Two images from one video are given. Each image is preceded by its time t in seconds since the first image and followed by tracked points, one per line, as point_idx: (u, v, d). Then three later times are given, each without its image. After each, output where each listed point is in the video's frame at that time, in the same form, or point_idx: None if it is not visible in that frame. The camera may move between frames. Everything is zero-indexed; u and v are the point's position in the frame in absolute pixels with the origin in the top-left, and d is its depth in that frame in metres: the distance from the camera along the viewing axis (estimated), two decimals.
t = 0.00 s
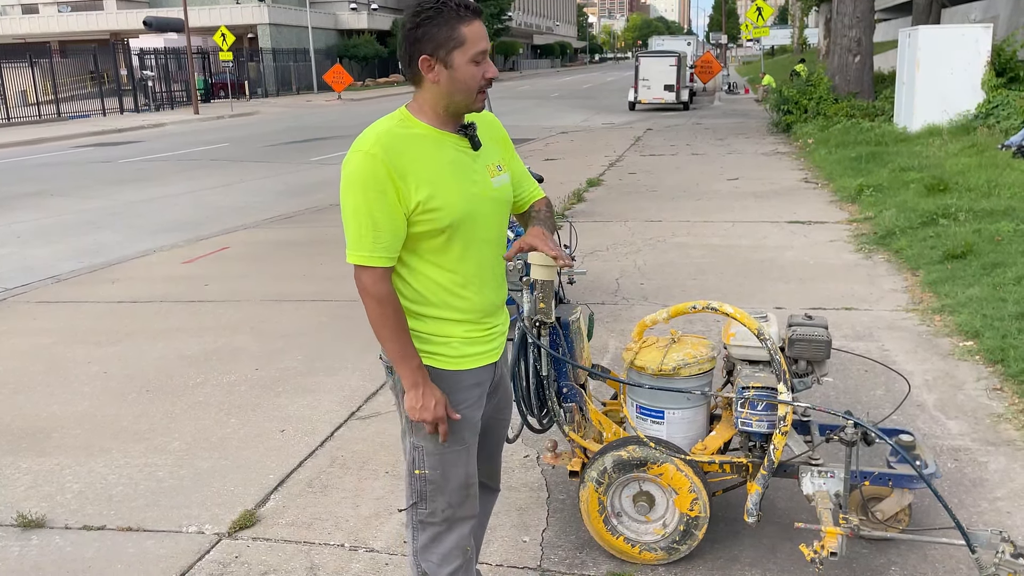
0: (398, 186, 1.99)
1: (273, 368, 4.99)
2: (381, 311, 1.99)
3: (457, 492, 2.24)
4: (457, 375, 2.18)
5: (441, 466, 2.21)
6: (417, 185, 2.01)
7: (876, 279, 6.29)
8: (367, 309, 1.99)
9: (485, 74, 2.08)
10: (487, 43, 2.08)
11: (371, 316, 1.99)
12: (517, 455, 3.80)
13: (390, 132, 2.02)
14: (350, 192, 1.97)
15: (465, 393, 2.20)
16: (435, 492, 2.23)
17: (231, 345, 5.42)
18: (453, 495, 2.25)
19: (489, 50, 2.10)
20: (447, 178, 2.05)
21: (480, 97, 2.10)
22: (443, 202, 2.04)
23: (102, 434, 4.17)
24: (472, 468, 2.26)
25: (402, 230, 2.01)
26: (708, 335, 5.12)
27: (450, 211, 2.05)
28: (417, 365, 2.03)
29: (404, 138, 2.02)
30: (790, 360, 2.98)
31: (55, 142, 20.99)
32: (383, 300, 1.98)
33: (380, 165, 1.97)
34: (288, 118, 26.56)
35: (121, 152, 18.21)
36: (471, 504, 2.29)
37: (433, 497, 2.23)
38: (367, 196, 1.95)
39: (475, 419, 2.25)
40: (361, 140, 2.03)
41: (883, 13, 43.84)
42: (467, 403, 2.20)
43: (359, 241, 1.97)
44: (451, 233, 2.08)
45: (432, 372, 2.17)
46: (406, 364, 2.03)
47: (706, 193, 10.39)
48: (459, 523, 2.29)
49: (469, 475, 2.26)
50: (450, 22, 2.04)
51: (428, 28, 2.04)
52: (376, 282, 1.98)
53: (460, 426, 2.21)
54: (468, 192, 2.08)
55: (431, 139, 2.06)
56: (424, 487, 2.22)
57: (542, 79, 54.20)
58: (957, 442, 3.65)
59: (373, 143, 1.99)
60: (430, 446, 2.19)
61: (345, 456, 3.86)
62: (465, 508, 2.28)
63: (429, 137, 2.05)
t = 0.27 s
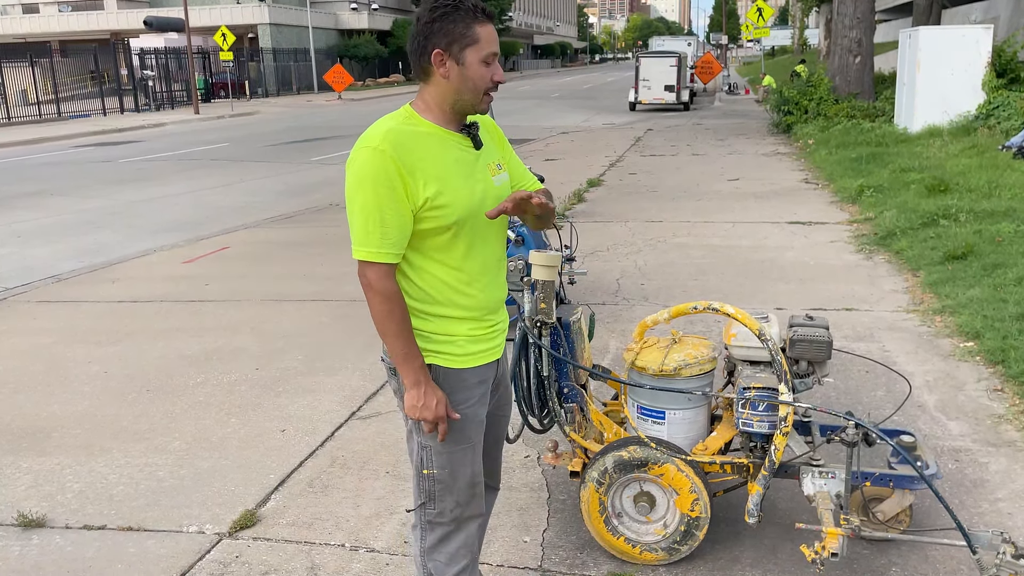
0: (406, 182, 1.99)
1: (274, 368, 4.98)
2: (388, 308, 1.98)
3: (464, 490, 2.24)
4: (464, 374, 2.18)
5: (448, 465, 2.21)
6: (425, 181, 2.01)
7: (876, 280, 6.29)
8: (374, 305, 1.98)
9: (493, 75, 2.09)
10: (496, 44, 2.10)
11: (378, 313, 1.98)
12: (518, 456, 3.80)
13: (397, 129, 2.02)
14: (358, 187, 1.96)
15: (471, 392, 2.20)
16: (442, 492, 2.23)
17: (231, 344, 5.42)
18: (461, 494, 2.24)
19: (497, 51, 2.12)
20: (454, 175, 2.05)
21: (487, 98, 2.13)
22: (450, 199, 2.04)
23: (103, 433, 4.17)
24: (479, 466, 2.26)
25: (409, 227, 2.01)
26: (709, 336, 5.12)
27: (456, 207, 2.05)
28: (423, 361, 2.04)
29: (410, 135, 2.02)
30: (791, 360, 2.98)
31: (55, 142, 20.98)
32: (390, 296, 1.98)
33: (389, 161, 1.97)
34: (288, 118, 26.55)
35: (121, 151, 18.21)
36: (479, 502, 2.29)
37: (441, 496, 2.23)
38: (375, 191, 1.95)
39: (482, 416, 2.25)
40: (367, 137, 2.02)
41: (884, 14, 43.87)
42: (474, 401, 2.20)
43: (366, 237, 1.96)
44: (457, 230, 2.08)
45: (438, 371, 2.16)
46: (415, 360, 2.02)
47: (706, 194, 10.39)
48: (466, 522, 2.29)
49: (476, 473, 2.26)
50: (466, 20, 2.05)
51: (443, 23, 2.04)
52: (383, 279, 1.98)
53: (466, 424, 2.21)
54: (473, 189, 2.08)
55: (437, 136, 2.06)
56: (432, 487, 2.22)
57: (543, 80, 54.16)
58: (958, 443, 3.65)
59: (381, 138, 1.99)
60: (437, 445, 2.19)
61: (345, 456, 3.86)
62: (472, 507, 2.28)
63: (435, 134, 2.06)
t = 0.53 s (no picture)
0: (406, 181, 1.99)
1: (274, 368, 4.99)
2: (386, 306, 1.98)
3: (460, 492, 2.24)
4: (460, 375, 2.18)
5: (444, 467, 2.21)
6: (424, 181, 2.01)
7: (876, 281, 6.29)
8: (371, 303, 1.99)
9: (496, 78, 2.11)
10: (500, 48, 2.11)
11: (375, 311, 1.98)
12: (518, 456, 3.80)
13: (397, 128, 2.02)
14: (357, 184, 1.96)
15: (468, 393, 2.21)
16: (439, 493, 2.23)
17: (232, 345, 5.42)
18: (457, 496, 2.24)
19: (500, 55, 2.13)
20: (453, 176, 2.06)
21: (490, 101, 2.13)
22: (449, 200, 2.05)
23: (103, 433, 4.18)
24: (475, 468, 2.26)
25: (408, 226, 2.01)
26: (709, 337, 5.13)
27: (455, 208, 2.06)
28: (427, 359, 2.04)
29: (411, 135, 2.02)
30: (792, 361, 2.98)
31: (55, 142, 20.98)
32: (388, 295, 1.98)
33: (388, 159, 1.97)
34: (288, 118, 26.57)
35: (121, 152, 18.21)
36: (475, 504, 2.29)
37: (438, 498, 2.23)
38: (374, 189, 1.95)
39: (478, 418, 2.25)
40: (367, 135, 2.02)
41: (884, 16, 43.91)
42: (470, 402, 2.21)
43: (365, 235, 1.96)
44: (455, 231, 2.08)
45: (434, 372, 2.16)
46: (411, 361, 2.02)
47: (706, 195, 10.39)
48: (463, 524, 2.29)
49: (472, 475, 2.26)
50: (473, 21, 2.06)
51: (451, 23, 2.05)
52: (381, 277, 1.98)
53: (462, 426, 2.21)
54: (472, 191, 2.09)
55: (438, 136, 2.07)
56: (428, 488, 2.22)
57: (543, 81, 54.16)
58: (958, 445, 3.65)
59: (381, 137, 1.99)
60: (433, 447, 2.19)
61: (346, 456, 3.86)
62: (469, 508, 2.28)
63: (436, 135, 2.06)
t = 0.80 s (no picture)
0: (403, 181, 1.99)
1: (273, 370, 4.99)
2: (379, 306, 1.98)
3: (457, 495, 2.25)
4: (454, 378, 2.18)
5: (439, 470, 2.21)
6: (422, 180, 2.01)
7: (876, 283, 6.30)
8: (365, 302, 1.99)
9: (497, 80, 2.11)
10: (502, 50, 2.11)
11: (368, 311, 1.98)
12: (518, 457, 3.80)
13: (396, 128, 2.03)
14: (354, 183, 1.96)
15: (463, 396, 2.21)
16: (434, 496, 2.24)
17: (232, 346, 5.43)
18: (453, 499, 2.25)
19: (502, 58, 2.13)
20: (451, 176, 2.06)
21: (491, 103, 2.14)
22: (446, 201, 2.05)
23: (103, 435, 4.18)
24: (471, 471, 2.26)
25: (404, 226, 2.01)
26: (709, 338, 5.13)
27: (452, 209, 2.06)
28: (411, 361, 2.03)
29: (410, 135, 2.03)
30: (791, 363, 2.98)
31: (55, 143, 20.99)
32: (382, 294, 1.98)
33: (386, 158, 1.97)
34: (288, 120, 26.59)
35: (122, 153, 18.22)
36: (471, 507, 2.29)
37: (433, 501, 2.23)
38: (372, 188, 1.95)
39: (474, 421, 2.25)
40: (366, 134, 2.02)
41: (884, 18, 43.96)
42: (464, 406, 2.21)
43: (361, 234, 1.96)
44: (452, 232, 2.09)
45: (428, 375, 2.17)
46: (404, 362, 2.02)
47: (706, 196, 10.40)
48: (459, 526, 2.29)
49: (468, 478, 2.26)
50: (474, 23, 2.07)
51: (451, 25, 2.06)
52: (375, 276, 1.98)
53: (458, 429, 2.21)
54: (470, 192, 2.09)
55: (437, 137, 2.07)
56: (424, 491, 2.23)
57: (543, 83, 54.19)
58: (957, 446, 3.65)
59: (380, 136, 1.99)
60: (428, 450, 2.19)
61: (345, 457, 3.86)
62: (465, 511, 2.28)
63: (435, 135, 2.07)
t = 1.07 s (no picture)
0: (408, 181, 2.00)
1: (273, 371, 4.99)
2: (380, 307, 1.99)
3: (456, 497, 2.25)
4: (454, 380, 2.19)
5: (439, 472, 2.22)
6: (427, 181, 2.02)
7: (875, 285, 6.31)
8: (367, 301, 1.99)
9: (502, 84, 2.12)
10: (507, 55, 2.13)
11: (369, 311, 1.99)
12: (518, 459, 3.81)
13: (402, 127, 2.03)
14: (358, 181, 1.96)
15: (463, 399, 2.21)
16: (433, 498, 2.24)
17: (232, 347, 5.43)
18: (453, 500, 2.25)
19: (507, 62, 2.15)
20: (456, 177, 2.07)
21: (495, 106, 2.15)
22: (450, 201, 2.06)
23: (103, 436, 4.18)
24: (470, 474, 2.27)
25: (409, 226, 2.01)
26: (708, 339, 5.14)
27: (456, 210, 2.07)
28: (408, 362, 2.04)
29: (415, 135, 2.03)
30: (790, 364, 2.99)
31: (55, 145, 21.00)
32: (384, 294, 1.99)
33: (391, 157, 1.98)
34: (288, 121, 26.60)
35: (122, 155, 18.23)
36: (470, 509, 2.30)
37: (432, 503, 2.24)
38: (376, 187, 1.96)
39: (473, 422, 2.26)
40: (372, 133, 2.03)
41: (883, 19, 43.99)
42: (464, 408, 2.21)
43: (365, 233, 1.97)
44: (455, 233, 2.09)
45: (428, 377, 2.17)
46: (405, 361, 2.02)
47: (705, 198, 10.41)
48: (458, 528, 2.30)
49: (467, 480, 2.26)
50: (479, 26, 2.09)
51: (456, 28, 2.08)
52: (378, 276, 1.98)
53: (457, 431, 2.22)
54: (474, 193, 2.10)
55: (442, 137, 2.08)
56: (423, 493, 2.23)
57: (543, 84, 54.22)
58: (956, 448, 3.66)
59: (386, 135, 2.00)
60: (428, 452, 2.20)
61: (345, 458, 3.87)
62: (464, 514, 2.29)
63: (439, 136, 2.07)
